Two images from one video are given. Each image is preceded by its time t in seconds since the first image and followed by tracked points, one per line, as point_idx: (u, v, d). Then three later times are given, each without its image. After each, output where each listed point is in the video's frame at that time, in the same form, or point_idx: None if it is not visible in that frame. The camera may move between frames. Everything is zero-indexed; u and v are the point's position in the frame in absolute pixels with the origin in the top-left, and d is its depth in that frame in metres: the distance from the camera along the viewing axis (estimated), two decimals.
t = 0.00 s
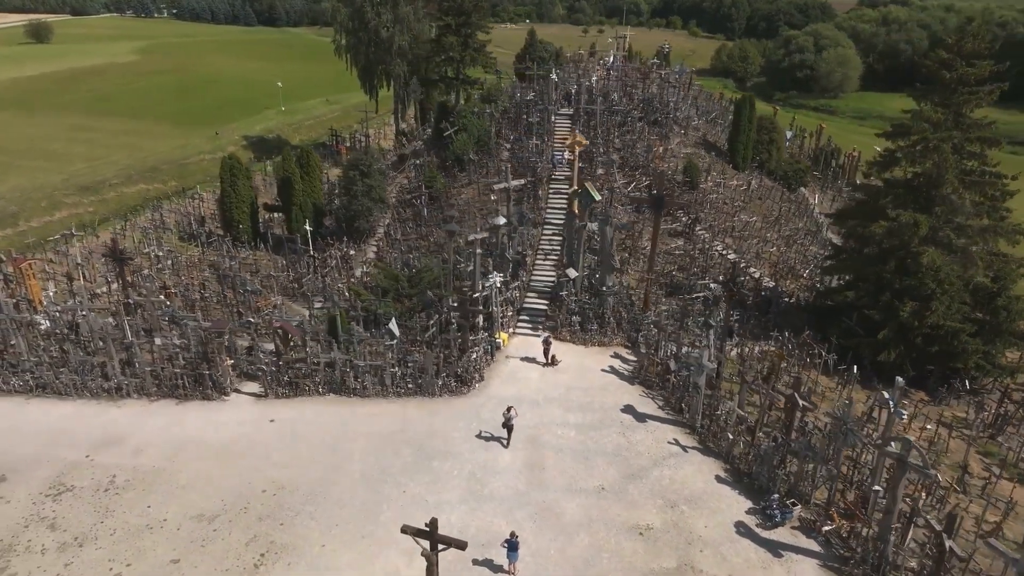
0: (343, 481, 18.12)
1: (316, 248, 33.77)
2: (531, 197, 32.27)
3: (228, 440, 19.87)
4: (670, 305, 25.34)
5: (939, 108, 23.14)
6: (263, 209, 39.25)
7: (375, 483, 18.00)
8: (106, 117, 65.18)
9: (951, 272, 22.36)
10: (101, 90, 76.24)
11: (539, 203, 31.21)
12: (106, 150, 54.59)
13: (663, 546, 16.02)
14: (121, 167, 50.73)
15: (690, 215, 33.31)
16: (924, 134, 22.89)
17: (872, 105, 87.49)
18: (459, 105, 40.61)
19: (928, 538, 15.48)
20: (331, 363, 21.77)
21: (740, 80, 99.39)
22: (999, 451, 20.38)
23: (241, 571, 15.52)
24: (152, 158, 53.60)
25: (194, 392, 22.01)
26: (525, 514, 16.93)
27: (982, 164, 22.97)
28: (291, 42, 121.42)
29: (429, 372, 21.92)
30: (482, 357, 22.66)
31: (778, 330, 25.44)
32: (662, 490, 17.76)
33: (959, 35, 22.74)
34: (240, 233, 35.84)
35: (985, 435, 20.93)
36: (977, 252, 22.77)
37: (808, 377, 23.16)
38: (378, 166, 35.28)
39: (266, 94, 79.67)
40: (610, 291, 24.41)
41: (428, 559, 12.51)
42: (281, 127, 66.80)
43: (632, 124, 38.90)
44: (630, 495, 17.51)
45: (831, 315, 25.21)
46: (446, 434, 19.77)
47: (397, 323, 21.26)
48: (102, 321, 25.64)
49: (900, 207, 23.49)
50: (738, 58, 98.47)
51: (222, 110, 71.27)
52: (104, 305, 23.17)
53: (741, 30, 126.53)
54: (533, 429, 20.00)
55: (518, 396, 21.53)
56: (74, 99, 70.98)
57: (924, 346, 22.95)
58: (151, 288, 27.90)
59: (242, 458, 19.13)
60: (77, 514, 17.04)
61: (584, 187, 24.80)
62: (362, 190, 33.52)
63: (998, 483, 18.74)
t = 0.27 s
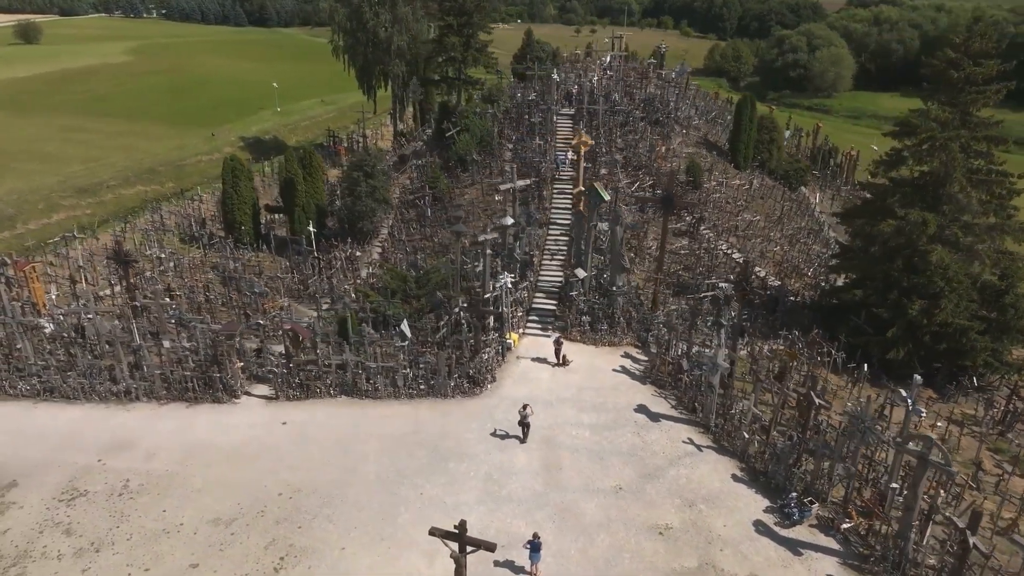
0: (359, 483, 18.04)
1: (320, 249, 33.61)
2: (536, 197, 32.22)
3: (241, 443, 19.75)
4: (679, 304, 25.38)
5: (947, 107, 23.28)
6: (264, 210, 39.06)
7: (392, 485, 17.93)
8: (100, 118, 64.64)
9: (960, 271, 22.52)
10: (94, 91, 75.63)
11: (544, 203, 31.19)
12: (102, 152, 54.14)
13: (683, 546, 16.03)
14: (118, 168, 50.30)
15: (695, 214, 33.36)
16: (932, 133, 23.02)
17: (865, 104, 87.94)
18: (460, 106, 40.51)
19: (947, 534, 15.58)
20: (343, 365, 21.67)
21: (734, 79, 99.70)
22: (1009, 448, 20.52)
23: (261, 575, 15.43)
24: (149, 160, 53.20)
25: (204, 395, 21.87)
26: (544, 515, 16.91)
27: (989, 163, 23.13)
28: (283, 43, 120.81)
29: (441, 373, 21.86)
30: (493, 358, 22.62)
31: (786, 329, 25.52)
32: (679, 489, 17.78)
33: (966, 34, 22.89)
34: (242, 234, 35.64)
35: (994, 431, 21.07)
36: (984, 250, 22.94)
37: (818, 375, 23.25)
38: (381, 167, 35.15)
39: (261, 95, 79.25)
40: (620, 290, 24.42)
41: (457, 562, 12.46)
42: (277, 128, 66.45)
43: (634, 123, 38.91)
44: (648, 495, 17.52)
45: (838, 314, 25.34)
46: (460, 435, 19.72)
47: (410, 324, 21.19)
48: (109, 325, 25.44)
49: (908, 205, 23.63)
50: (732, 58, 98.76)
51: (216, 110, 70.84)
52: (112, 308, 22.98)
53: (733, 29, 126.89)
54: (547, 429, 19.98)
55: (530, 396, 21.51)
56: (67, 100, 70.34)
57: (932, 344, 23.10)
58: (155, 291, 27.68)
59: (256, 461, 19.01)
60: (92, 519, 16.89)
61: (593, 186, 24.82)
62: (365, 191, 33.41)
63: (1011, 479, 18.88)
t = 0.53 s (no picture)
0: (375, 485, 17.97)
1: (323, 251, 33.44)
2: (541, 197, 32.19)
3: (254, 446, 19.63)
4: (687, 304, 25.43)
5: (954, 106, 23.44)
6: (266, 211, 38.86)
7: (409, 487, 17.87)
8: (94, 119, 64.09)
9: (967, 269, 22.67)
10: (87, 91, 74.98)
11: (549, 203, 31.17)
12: (97, 153, 53.68)
13: (703, 545, 16.06)
14: (114, 170, 49.87)
15: (698, 214, 33.44)
16: (940, 132, 23.16)
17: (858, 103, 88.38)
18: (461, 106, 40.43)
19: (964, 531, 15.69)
20: (354, 366, 21.58)
21: (727, 79, 100.00)
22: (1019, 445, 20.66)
23: None
24: (145, 161, 52.79)
25: (214, 398, 21.71)
26: (563, 516, 16.90)
27: (996, 162, 23.30)
28: (275, 43, 120.13)
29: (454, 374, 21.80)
30: (505, 358, 22.58)
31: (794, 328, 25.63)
32: (696, 488, 17.81)
33: (973, 34, 23.05)
34: (244, 236, 35.43)
35: (1003, 428, 21.20)
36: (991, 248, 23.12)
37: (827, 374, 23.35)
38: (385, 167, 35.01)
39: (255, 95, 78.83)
40: (630, 290, 24.45)
41: (486, 563, 12.43)
42: (273, 128, 66.09)
43: (635, 123, 38.93)
44: (665, 495, 17.54)
45: (846, 312, 25.46)
46: (475, 437, 19.67)
47: (421, 325, 21.12)
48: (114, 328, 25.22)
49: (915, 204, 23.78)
50: (725, 58, 99.05)
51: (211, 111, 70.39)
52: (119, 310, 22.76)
53: (725, 29, 127.25)
54: (562, 430, 19.95)
55: (543, 396, 21.49)
56: (59, 101, 69.68)
57: (940, 342, 23.24)
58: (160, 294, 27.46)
59: (270, 464, 18.91)
60: (108, 524, 16.75)
61: (602, 186, 24.85)
62: (369, 192, 33.28)
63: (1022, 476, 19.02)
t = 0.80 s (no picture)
0: (391, 487, 17.90)
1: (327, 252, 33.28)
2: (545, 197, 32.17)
3: (267, 449, 19.52)
4: (696, 303, 25.47)
5: (961, 105, 23.59)
6: (267, 213, 38.65)
7: (426, 489, 17.82)
8: (88, 120, 63.54)
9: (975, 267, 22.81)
10: (79, 93, 74.35)
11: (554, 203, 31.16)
12: (93, 154, 53.23)
13: (722, 544, 16.09)
14: (111, 171, 49.46)
15: (702, 213, 33.52)
16: (948, 131, 23.31)
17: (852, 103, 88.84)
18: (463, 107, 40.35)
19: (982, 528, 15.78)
20: (366, 368, 21.50)
21: (721, 78, 100.30)
22: None
23: None
24: (141, 162, 52.40)
25: (224, 401, 21.58)
26: (581, 516, 16.89)
27: (1002, 160, 23.45)
28: (267, 43, 119.50)
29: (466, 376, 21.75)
30: (516, 359, 22.56)
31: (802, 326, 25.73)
32: (713, 487, 17.84)
33: (980, 33, 23.19)
34: (246, 237, 35.22)
35: (1013, 424, 21.34)
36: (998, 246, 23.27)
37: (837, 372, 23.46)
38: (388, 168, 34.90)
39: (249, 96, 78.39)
40: (639, 290, 24.48)
41: (514, 565, 12.40)
42: (269, 129, 65.71)
43: (637, 123, 38.97)
44: (682, 494, 17.56)
45: (853, 311, 25.58)
46: (489, 438, 19.64)
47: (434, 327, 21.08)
48: (121, 331, 25.01)
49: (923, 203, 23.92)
50: (719, 58, 99.39)
51: (206, 112, 69.96)
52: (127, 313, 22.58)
53: (718, 28, 127.61)
54: (576, 430, 19.94)
55: (555, 397, 21.48)
56: (51, 102, 69.04)
57: (948, 340, 23.37)
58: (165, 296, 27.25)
59: (284, 467, 18.81)
60: (123, 529, 16.62)
61: (611, 186, 24.91)
62: (373, 193, 33.15)
63: None
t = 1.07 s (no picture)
0: (409, 489, 17.84)
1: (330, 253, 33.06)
2: (551, 196, 32.18)
3: (280, 452, 19.42)
4: (705, 303, 25.53)
5: (967, 105, 23.78)
6: (268, 214, 38.48)
7: (442, 491, 17.76)
8: (81, 121, 63.00)
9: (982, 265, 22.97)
10: (72, 94, 73.70)
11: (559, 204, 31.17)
12: (89, 156, 52.80)
13: (741, 544, 16.12)
14: (107, 173, 49.05)
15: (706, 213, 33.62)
16: (955, 131, 23.50)
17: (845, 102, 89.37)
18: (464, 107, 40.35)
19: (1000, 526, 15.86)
20: (378, 370, 21.42)
21: (715, 78, 100.63)
22: None
23: None
24: (138, 163, 52.01)
25: (235, 404, 21.44)
26: (600, 517, 16.89)
27: (1008, 159, 23.63)
28: (259, 44, 118.89)
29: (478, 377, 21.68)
30: (528, 360, 22.54)
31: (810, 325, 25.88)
32: (729, 487, 17.89)
33: (986, 33, 23.39)
34: (248, 239, 35.04)
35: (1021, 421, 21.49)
36: (1004, 245, 23.44)
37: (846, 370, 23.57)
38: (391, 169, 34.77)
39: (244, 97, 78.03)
40: (649, 290, 24.53)
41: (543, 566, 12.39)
42: (265, 130, 65.38)
43: (639, 123, 39.02)
44: (699, 494, 17.60)
45: (860, 310, 25.70)
46: (503, 439, 19.60)
47: (445, 328, 21.04)
48: (128, 335, 24.83)
49: (930, 201, 24.19)
50: (712, 58, 99.73)
51: (202, 113, 69.59)
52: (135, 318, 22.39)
53: (709, 29, 128.12)
54: (590, 430, 19.94)
55: (568, 397, 21.48)
56: (45, 104, 68.47)
57: (956, 338, 23.51)
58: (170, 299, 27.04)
59: (298, 470, 18.70)
60: (139, 534, 16.49)
61: (619, 186, 24.96)
62: (377, 194, 33.05)
63: None
